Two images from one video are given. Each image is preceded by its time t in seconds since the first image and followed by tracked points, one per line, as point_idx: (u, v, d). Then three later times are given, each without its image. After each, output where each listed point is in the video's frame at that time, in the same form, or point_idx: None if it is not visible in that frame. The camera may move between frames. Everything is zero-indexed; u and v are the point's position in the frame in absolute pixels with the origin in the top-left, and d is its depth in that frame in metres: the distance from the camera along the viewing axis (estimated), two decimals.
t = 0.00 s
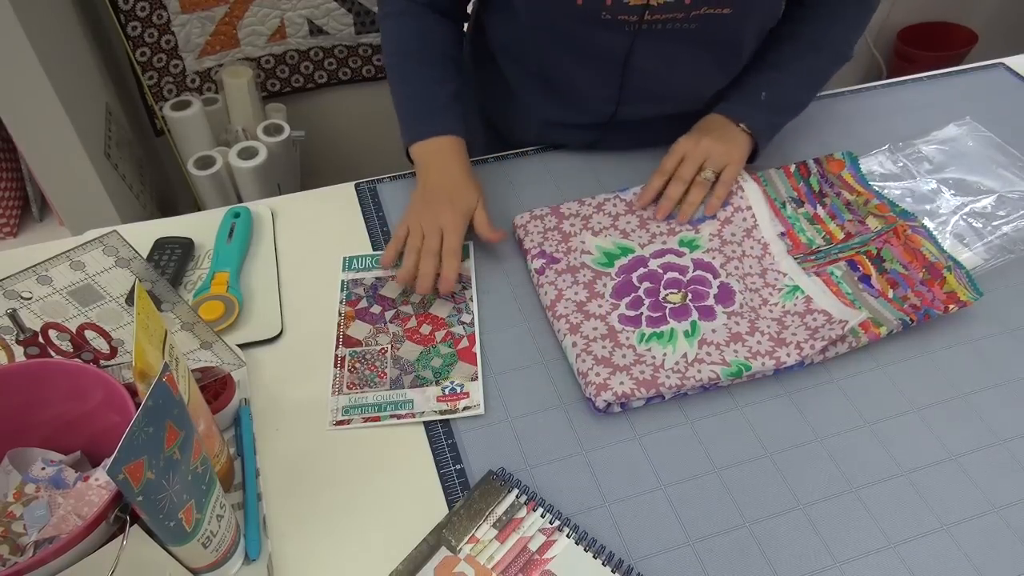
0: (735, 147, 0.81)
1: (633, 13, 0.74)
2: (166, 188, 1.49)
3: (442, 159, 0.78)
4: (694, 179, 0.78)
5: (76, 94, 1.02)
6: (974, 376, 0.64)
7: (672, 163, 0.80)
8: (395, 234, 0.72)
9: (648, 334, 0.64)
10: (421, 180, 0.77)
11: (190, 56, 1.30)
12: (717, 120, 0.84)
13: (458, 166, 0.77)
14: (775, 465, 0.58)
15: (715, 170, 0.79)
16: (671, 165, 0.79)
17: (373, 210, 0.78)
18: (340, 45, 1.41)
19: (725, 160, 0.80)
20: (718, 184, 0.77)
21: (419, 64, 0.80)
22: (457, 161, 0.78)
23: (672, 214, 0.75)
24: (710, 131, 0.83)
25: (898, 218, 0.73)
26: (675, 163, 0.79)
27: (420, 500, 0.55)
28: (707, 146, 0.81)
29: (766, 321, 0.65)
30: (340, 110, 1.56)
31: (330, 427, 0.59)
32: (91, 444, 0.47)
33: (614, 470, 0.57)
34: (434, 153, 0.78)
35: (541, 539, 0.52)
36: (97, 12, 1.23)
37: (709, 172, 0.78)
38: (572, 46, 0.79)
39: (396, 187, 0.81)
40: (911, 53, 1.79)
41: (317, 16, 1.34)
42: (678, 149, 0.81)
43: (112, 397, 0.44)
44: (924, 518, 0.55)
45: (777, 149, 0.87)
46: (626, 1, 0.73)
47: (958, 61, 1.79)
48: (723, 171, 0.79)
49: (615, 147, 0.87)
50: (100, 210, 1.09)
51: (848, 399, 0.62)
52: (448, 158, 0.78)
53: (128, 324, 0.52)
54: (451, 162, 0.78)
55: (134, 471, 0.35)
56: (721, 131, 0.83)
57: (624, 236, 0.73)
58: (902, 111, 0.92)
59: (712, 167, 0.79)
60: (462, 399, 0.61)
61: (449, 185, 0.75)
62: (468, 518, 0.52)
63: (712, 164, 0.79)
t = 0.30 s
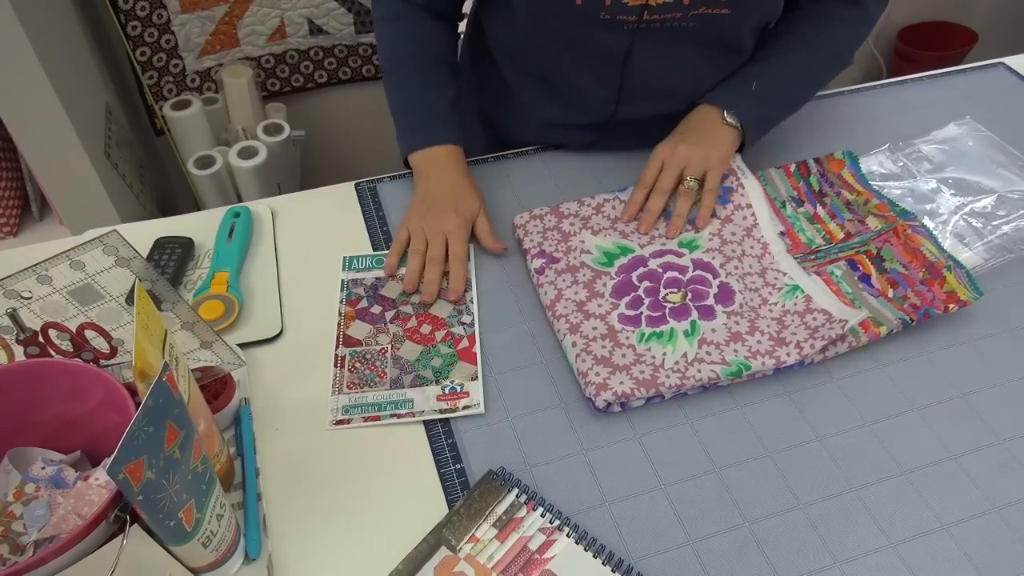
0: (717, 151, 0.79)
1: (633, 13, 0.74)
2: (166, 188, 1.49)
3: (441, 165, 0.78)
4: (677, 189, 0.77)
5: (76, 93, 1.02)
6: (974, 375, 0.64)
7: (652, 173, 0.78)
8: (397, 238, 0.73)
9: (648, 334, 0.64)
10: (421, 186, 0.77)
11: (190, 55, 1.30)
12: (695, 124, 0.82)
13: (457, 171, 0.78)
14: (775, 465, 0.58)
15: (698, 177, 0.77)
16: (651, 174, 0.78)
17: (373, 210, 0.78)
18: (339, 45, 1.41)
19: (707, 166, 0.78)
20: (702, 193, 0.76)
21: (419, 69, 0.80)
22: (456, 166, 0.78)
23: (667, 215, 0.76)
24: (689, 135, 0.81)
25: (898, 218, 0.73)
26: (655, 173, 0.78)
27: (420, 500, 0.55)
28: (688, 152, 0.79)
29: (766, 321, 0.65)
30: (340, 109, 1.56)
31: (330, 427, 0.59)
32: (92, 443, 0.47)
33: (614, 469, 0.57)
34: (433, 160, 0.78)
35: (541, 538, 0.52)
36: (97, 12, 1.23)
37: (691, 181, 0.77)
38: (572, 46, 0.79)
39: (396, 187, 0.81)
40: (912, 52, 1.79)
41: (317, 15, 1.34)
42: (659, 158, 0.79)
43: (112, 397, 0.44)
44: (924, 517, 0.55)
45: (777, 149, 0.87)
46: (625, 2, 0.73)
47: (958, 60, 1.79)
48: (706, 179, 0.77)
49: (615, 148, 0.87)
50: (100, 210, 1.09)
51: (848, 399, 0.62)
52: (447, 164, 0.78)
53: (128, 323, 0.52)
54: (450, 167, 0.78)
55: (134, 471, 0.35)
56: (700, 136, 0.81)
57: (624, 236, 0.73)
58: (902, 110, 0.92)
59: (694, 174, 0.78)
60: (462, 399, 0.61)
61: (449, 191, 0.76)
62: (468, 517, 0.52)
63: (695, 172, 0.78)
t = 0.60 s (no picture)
0: (716, 153, 0.79)
1: (635, 14, 0.74)
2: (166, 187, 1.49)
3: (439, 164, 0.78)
4: (676, 189, 0.76)
5: (76, 93, 1.02)
6: (975, 375, 0.64)
7: (651, 174, 0.78)
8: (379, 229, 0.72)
9: (647, 333, 0.64)
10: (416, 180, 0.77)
11: (190, 55, 1.30)
12: (695, 127, 0.82)
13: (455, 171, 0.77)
14: (775, 465, 0.58)
15: (697, 177, 0.77)
16: (649, 175, 0.77)
17: (373, 209, 0.78)
18: (339, 44, 1.41)
19: (705, 167, 0.78)
20: (701, 192, 0.75)
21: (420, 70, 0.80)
22: (451, 163, 0.78)
23: (666, 215, 0.75)
24: (685, 137, 0.81)
25: (898, 217, 0.73)
26: (653, 174, 0.78)
27: (420, 500, 0.55)
28: (687, 153, 0.79)
29: (766, 320, 0.65)
30: (340, 109, 1.56)
31: (330, 427, 0.59)
32: (92, 443, 0.47)
33: (614, 469, 0.57)
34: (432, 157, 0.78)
35: (541, 538, 0.52)
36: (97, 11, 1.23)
37: (689, 181, 0.76)
38: (571, 47, 0.78)
39: (396, 187, 0.81)
40: (912, 52, 1.79)
41: (317, 15, 1.34)
42: (658, 158, 0.79)
43: (112, 396, 0.44)
44: (923, 516, 0.55)
45: (777, 149, 0.87)
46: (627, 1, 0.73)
47: (959, 60, 1.79)
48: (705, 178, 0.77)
49: (615, 148, 0.87)
50: (100, 209, 1.09)
51: (848, 399, 0.62)
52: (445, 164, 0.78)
53: (128, 323, 0.52)
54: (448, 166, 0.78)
55: (134, 471, 0.35)
56: (699, 138, 0.81)
57: (624, 236, 0.73)
58: (902, 110, 0.92)
59: (693, 175, 0.77)
60: (462, 398, 0.61)
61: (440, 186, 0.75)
62: (468, 517, 0.52)
63: (694, 172, 0.78)
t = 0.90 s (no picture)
0: (720, 159, 0.80)
1: (633, 15, 0.74)
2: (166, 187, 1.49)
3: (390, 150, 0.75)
4: (682, 193, 0.76)
5: (76, 93, 1.02)
6: (974, 374, 0.64)
7: (657, 177, 0.77)
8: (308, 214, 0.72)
9: (648, 333, 0.64)
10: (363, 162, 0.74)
11: (190, 55, 1.30)
12: (696, 137, 0.82)
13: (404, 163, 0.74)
14: (775, 464, 0.58)
15: (703, 181, 0.77)
16: (654, 179, 0.77)
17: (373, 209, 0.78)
18: (339, 44, 1.41)
19: (710, 172, 0.78)
20: (706, 195, 0.75)
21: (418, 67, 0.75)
22: (401, 150, 0.74)
23: (665, 215, 0.75)
24: (691, 145, 0.81)
25: (898, 216, 0.73)
26: (659, 177, 0.77)
27: (420, 500, 0.54)
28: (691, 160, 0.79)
29: (766, 320, 0.65)
30: (339, 108, 1.56)
31: (330, 426, 0.59)
32: (92, 443, 0.47)
33: (614, 469, 0.57)
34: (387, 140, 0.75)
35: (541, 538, 0.52)
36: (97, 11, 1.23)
37: (695, 185, 0.76)
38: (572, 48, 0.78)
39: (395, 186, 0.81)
40: (912, 51, 1.79)
41: (317, 15, 1.33)
42: (662, 163, 0.79)
43: (112, 395, 0.44)
44: (924, 516, 0.55)
45: (777, 148, 0.87)
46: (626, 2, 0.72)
47: (959, 60, 1.79)
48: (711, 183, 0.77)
49: (615, 148, 0.87)
50: (100, 209, 1.09)
51: (848, 398, 0.62)
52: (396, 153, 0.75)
53: (128, 322, 0.52)
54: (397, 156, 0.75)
55: (134, 470, 0.35)
56: (702, 145, 0.81)
57: (624, 236, 0.73)
58: (902, 110, 0.92)
59: (698, 180, 0.77)
60: (462, 398, 0.61)
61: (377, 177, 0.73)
62: (468, 517, 0.52)
63: (699, 176, 0.77)
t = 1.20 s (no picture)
0: (731, 168, 0.79)
1: (638, 17, 0.74)
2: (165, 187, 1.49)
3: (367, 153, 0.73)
4: (688, 193, 0.76)
5: (76, 92, 1.02)
6: (975, 374, 0.64)
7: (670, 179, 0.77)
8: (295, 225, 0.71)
9: (648, 332, 0.64)
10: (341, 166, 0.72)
11: (190, 55, 1.30)
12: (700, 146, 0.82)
13: (382, 165, 0.72)
14: (775, 464, 0.57)
15: (711, 188, 0.77)
16: (669, 175, 0.78)
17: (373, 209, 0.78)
18: (340, 44, 1.41)
19: (720, 178, 0.78)
20: (711, 202, 0.75)
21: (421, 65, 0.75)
22: (379, 152, 0.72)
23: (671, 215, 0.75)
24: (709, 152, 0.81)
25: (898, 216, 0.73)
26: (672, 175, 0.78)
27: (420, 500, 0.54)
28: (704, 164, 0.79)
29: (766, 320, 0.65)
30: (339, 108, 1.56)
31: (330, 425, 0.59)
32: (92, 442, 0.47)
33: (614, 469, 0.57)
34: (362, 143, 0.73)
35: (541, 537, 0.52)
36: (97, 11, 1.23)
37: (703, 191, 0.76)
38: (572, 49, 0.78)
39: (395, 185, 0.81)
40: (912, 51, 1.79)
41: (317, 15, 1.33)
42: (677, 161, 0.79)
43: (112, 395, 0.44)
44: (924, 516, 0.55)
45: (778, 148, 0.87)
46: (630, 5, 0.72)
47: (959, 59, 1.78)
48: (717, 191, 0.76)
49: (616, 148, 0.87)
50: (100, 208, 1.09)
51: (848, 398, 0.62)
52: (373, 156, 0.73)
53: (128, 322, 0.52)
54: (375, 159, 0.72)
55: (134, 470, 0.35)
56: (718, 151, 0.81)
57: (624, 236, 0.73)
58: (902, 110, 0.92)
59: (707, 183, 0.77)
60: (462, 397, 0.61)
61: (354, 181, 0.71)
62: (468, 516, 0.52)
63: (707, 180, 0.77)
